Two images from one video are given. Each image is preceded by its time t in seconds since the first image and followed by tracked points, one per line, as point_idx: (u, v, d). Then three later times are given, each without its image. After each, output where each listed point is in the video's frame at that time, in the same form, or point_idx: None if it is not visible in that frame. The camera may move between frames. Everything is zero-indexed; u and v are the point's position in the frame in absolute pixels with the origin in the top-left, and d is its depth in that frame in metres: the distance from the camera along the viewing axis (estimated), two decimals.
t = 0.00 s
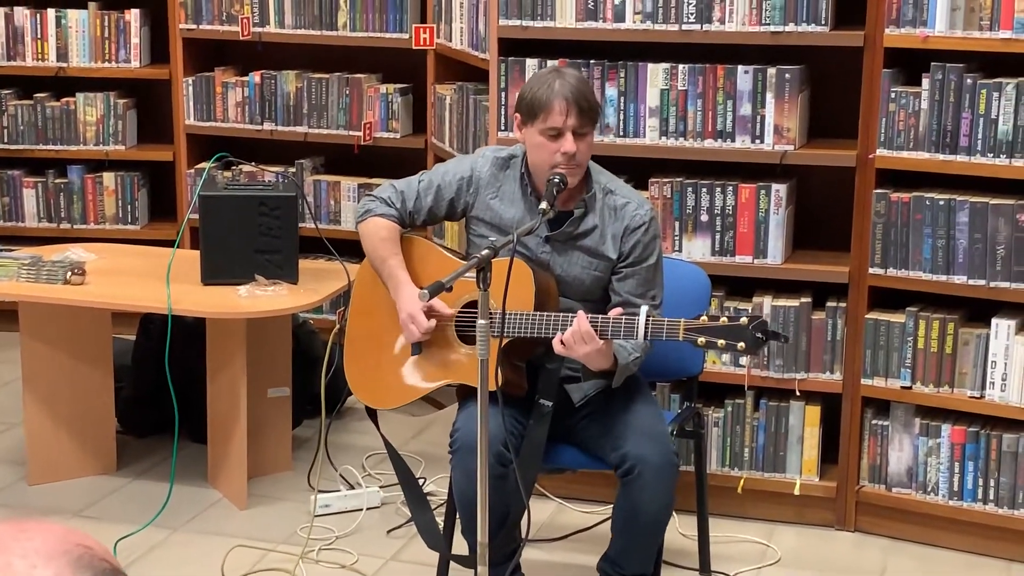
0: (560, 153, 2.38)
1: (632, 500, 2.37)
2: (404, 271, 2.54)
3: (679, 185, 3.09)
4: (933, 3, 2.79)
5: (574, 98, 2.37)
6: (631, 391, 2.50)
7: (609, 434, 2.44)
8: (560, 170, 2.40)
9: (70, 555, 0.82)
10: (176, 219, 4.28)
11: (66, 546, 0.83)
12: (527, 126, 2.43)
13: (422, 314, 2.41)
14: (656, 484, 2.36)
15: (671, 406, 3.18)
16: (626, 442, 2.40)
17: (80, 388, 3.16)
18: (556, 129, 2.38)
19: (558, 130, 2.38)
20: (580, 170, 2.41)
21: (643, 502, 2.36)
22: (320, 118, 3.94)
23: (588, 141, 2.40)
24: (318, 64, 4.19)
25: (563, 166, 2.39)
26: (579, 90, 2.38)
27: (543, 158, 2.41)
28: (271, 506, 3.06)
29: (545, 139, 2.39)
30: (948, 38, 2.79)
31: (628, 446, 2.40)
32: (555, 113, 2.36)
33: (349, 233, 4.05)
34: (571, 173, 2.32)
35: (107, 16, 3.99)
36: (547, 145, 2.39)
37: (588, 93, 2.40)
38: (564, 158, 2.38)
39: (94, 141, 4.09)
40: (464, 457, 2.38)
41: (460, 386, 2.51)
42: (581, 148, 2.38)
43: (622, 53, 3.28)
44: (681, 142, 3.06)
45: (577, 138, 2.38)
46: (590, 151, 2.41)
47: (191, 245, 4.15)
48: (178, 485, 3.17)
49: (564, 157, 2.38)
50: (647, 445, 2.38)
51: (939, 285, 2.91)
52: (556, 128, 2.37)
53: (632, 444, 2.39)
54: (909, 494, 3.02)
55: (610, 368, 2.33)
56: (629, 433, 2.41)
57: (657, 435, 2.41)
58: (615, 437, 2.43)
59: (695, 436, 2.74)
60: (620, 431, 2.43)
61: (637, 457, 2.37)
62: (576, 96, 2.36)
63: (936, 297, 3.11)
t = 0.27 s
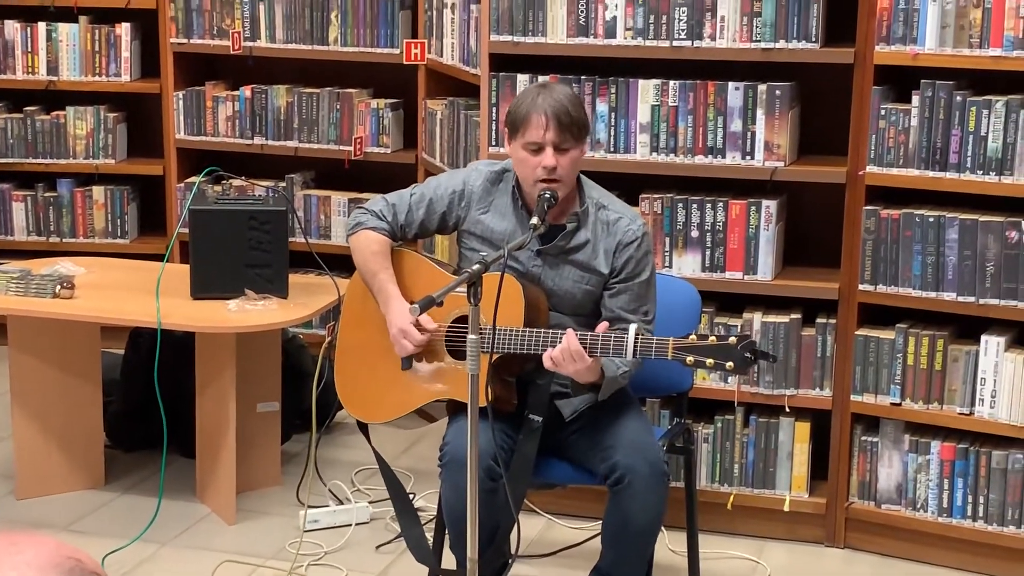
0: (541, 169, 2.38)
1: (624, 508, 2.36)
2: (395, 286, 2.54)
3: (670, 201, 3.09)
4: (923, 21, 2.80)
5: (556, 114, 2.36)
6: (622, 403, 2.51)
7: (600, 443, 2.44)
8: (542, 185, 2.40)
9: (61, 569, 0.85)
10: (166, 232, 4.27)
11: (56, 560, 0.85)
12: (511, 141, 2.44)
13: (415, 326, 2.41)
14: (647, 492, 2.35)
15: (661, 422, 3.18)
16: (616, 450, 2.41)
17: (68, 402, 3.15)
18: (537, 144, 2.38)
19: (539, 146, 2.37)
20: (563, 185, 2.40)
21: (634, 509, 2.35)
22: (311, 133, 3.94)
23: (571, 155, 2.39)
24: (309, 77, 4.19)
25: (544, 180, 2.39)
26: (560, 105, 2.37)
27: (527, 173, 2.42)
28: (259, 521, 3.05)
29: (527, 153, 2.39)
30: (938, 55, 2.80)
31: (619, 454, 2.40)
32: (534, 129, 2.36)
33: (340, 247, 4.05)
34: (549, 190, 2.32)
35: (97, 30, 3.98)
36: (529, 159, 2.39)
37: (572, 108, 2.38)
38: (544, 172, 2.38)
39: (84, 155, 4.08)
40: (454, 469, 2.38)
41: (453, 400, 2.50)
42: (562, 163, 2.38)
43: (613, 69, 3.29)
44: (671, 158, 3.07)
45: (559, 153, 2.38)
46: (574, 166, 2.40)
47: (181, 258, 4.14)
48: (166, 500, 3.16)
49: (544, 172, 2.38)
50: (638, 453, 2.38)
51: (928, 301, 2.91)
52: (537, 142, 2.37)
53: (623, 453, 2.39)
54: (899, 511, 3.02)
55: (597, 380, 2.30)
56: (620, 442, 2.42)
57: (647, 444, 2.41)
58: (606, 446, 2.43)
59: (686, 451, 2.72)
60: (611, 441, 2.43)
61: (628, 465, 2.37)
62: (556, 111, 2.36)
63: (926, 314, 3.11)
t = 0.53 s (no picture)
0: (530, 187, 2.38)
1: (612, 533, 2.34)
2: (388, 299, 2.53)
3: (660, 218, 3.10)
4: (912, 40, 2.81)
5: (543, 131, 2.36)
6: (612, 424, 2.50)
7: (590, 464, 2.42)
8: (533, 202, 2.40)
9: None
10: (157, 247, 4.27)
11: None
12: (503, 159, 2.44)
13: (407, 339, 2.41)
14: (635, 516, 2.34)
15: (651, 439, 3.18)
16: (606, 472, 2.39)
17: (57, 418, 3.14)
18: (526, 162, 2.37)
19: (527, 164, 2.37)
20: (554, 202, 2.39)
21: (622, 534, 2.33)
22: (302, 148, 3.94)
23: (561, 173, 2.38)
24: (300, 93, 4.19)
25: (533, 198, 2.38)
26: (548, 123, 2.36)
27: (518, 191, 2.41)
28: (249, 538, 3.04)
29: (516, 171, 2.39)
30: (927, 73, 2.81)
31: (609, 474, 2.39)
32: (522, 147, 2.36)
33: (330, 262, 4.05)
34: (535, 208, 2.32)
35: (88, 45, 3.98)
36: (519, 177, 2.39)
37: (561, 125, 2.37)
38: (533, 190, 2.37)
39: (74, 170, 4.08)
40: (444, 483, 2.39)
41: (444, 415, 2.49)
42: (551, 181, 2.37)
43: (604, 86, 3.29)
44: (661, 175, 3.07)
45: (547, 171, 2.37)
46: (565, 184, 2.39)
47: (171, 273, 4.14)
48: (155, 516, 3.15)
49: (533, 190, 2.37)
50: (627, 477, 2.36)
51: (917, 318, 2.92)
52: (525, 160, 2.37)
53: (612, 476, 2.38)
54: (888, 528, 3.03)
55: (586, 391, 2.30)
56: (610, 464, 2.40)
57: (637, 467, 2.40)
58: (596, 467, 2.41)
59: (676, 468, 2.71)
60: (600, 463, 2.41)
61: (617, 486, 2.36)
62: (544, 129, 2.35)
63: (915, 331, 3.12)
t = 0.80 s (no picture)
0: (524, 202, 2.39)
1: (603, 562, 2.34)
2: (384, 315, 2.53)
3: (652, 237, 3.11)
4: (902, 60, 2.83)
5: (538, 148, 2.36)
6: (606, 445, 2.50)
7: (581, 491, 2.42)
8: (527, 217, 2.41)
9: None
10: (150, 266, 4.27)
11: None
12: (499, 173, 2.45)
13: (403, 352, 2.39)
14: (627, 545, 2.33)
15: (644, 458, 3.18)
16: (598, 500, 2.38)
17: (49, 438, 3.13)
18: (520, 178, 2.38)
19: (522, 179, 2.38)
20: (548, 218, 2.40)
21: (613, 563, 2.33)
22: (295, 168, 3.96)
23: (555, 189, 2.39)
24: (293, 112, 4.20)
25: (527, 213, 2.39)
26: (543, 140, 2.37)
27: (513, 205, 2.42)
28: (241, 557, 3.03)
29: (511, 186, 2.40)
30: (917, 93, 2.83)
31: (602, 502, 2.38)
32: (516, 163, 2.37)
33: (323, 281, 4.06)
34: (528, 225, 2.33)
35: (81, 64, 3.99)
36: (513, 192, 2.40)
37: (555, 143, 2.38)
38: (527, 206, 2.38)
39: (67, 189, 4.08)
40: (439, 497, 2.38)
41: (438, 431, 2.48)
42: (545, 197, 2.38)
43: (595, 106, 3.31)
44: (653, 194, 3.08)
45: (541, 187, 2.38)
46: (559, 200, 2.40)
47: (164, 292, 4.14)
48: (147, 536, 3.14)
49: (526, 205, 2.38)
50: (619, 504, 2.36)
51: (908, 337, 2.92)
52: (519, 176, 2.38)
53: (605, 503, 2.37)
54: (881, 547, 3.03)
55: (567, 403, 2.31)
56: (602, 491, 2.39)
57: (629, 495, 2.39)
58: (587, 494, 2.40)
59: (668, 487, 2.72)
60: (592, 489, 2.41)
61: (610, 515, 2.35)
62: (539, 146, 2.36)
63: (906, 350, 3.13)
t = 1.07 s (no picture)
0: (522, 224, 2.39)
1: (603, 567, 2.34)
2: (381, 337, 2.53)
3: (648, 259, 3.11)
4: (896, 83, 2.84)
5: (538, 171, 2.37)
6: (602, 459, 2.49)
7: (579, 500, 2.42)
8: (524, 238, 2.42)
9: None
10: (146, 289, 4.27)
11: None
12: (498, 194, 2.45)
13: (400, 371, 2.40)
14: (627, 549, 2.33)
15: (641, 480, 3.18)
16: (596, 506, 2.38)
17: (45, 462, 3.13)
18: (518, 200, 2.39)
19: (520, 202, 2.38)
20: (545, 240, 2.41)
21: (614, 567, 2.33)
22: (291, 191, 3.96)
23: (553, 212, 2.39)
24: (289, 135, 4.21)
25: (524, 235, 2.40)
26: (543, 163, 2.37)
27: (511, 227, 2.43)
28: None
29: (509, 208, 2.40)
30: (911, 116, 2.84)
31: (599, 508, 2.38)
32: (515, 186, 2.38)
33: (320, 304, 4.06)
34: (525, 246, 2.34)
35: (78, 88, 4.00)
36: (511, 213, 2.41)
37: (555, 166, 2.38)
38: (525, 228, 2.39)
39: (64, 213, 4.09)
40: (436, 517, 2.38)
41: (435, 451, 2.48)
42: (543, 220, 2.38)
43: (590, 130, 3.32)
44: (649, 217, 3.09)
45: (540, 210, 2.38)
46: (557, 223, 2.40)
47: (161, 315, 4.14)
48: (143, 561, 3.13)
49: (524, 227, 2.39)
50: (616, 509, 2.36)
51: (905, 359, 2.93)
52: (518, 198, 2.38)
53: (603, 509, 2.37)
54: (878, 569, 3.02)
55: (564, 425, 2.31)
56: (600, 498, 2.40)
57: (626, 500, 2.40)
58: (585, 503, 2.40)
59: (665, 509, 2.70)
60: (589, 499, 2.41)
61: (609, 520, 2.35)
62: (538, 169, 2.36)
63: (902, 372, 3.13)
